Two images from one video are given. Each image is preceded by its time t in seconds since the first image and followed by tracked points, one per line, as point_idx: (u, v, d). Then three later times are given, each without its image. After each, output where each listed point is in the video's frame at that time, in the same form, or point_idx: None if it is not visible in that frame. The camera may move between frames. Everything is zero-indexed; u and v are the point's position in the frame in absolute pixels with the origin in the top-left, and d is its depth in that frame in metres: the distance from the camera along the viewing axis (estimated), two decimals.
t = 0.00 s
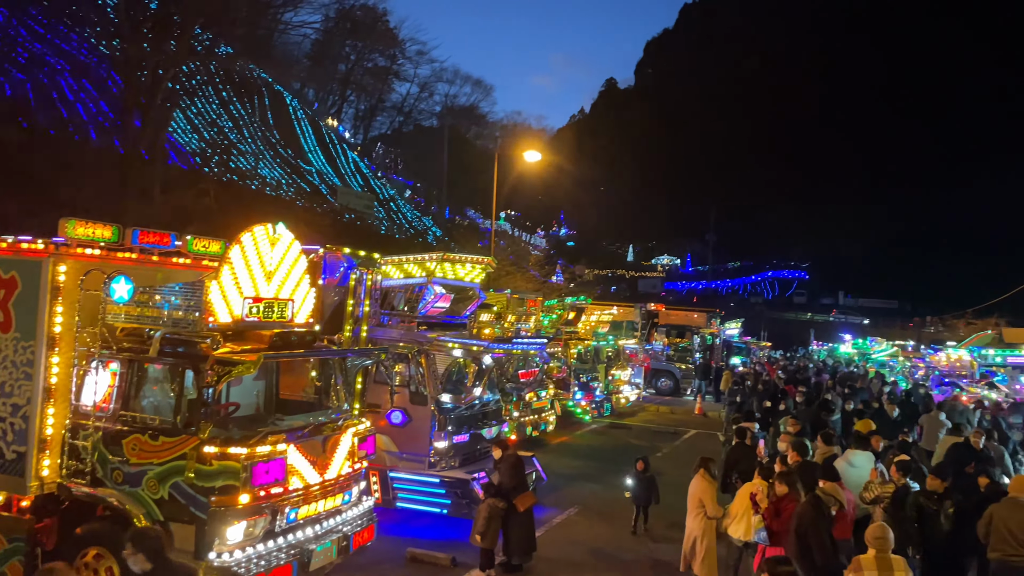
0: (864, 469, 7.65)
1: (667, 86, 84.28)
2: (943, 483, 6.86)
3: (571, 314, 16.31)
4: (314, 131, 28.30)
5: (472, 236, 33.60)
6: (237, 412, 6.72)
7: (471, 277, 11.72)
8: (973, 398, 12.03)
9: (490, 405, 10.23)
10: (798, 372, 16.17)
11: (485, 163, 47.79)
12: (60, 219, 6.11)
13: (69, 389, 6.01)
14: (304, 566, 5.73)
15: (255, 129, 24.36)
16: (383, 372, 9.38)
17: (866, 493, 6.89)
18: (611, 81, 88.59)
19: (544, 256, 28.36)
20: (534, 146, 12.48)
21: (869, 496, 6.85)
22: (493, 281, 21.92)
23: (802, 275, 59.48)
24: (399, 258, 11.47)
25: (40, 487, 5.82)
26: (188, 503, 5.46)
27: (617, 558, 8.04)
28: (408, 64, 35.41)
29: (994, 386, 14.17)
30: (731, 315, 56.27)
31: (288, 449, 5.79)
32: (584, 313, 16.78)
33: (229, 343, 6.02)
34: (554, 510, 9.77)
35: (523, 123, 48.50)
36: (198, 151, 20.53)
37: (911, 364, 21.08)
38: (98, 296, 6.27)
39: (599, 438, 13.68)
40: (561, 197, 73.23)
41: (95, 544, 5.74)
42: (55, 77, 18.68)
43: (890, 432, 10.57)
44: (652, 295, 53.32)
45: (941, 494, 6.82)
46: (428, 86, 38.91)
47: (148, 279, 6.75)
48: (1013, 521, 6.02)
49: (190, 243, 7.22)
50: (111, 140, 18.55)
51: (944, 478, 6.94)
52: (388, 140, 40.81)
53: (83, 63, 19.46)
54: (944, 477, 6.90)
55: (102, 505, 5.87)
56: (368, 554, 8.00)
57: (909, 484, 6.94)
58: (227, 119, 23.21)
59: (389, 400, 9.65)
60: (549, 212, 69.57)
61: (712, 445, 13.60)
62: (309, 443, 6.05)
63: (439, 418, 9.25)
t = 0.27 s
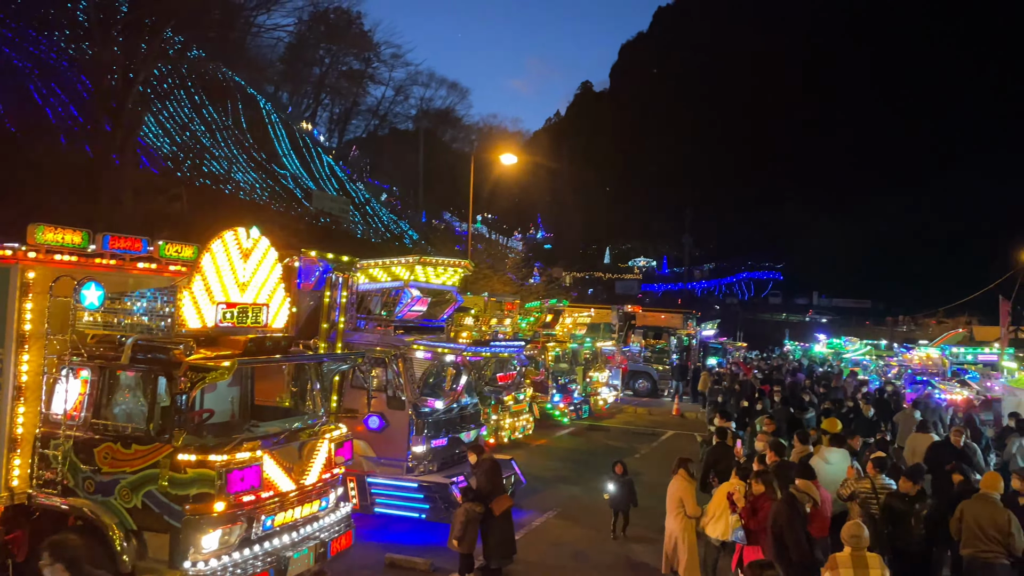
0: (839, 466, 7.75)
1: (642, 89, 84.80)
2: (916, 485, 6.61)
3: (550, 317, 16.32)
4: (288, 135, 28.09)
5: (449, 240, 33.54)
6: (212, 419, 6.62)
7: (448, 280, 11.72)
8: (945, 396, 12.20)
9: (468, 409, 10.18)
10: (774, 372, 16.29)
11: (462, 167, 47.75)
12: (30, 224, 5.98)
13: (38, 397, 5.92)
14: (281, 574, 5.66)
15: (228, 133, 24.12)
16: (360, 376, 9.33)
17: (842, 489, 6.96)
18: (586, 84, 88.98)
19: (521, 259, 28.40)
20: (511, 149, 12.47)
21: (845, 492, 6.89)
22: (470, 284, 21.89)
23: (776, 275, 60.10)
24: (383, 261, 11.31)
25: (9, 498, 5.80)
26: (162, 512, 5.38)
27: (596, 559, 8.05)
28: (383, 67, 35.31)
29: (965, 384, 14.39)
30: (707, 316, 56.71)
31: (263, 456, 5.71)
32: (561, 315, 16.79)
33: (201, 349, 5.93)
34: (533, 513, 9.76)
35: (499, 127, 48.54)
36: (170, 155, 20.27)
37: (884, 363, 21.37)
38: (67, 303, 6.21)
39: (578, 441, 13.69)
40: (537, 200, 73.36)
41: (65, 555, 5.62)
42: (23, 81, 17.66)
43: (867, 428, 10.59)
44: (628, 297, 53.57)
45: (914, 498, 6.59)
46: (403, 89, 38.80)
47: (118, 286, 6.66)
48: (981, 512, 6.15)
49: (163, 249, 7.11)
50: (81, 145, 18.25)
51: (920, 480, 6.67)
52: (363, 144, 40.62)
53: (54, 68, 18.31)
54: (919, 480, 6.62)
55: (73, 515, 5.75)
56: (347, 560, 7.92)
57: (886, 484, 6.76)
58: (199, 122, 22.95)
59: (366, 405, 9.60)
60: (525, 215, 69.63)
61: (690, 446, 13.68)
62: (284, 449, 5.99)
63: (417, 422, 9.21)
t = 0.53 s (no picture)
0: (814, 463, 7.82)
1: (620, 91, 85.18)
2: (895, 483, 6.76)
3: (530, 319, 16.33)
4: (265, 138, 27.90)
5: (428, 242, 33.46)
6: (190, 425, 6.54)
7: (428, 283, 11.68)
8: (921, 393, 12.35)
9: (449, 412, 10.15)
10: (753, 371, 16.40)
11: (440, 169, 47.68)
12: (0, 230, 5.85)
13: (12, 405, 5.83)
14: None
15: (204, 136, 23.91)
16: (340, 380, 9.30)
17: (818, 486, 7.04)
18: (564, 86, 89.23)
19: (501, 261, 28.40)
20: (490, 151, 12.49)
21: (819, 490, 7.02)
22: (450, 287, 21.86)
23: (754, 275, 60.59)
24: (359, 265, 11.21)
25: None
26: (139, 520, 5.32)
27: (579, 560, 8.06)
28: (360, 69, 35.18)
29: (940, 381, 14.58)
30: (686, 316, 57.05)
31: (242, 461, 5.67)
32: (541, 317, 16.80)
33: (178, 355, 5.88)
34: (515, 515, 9.76)
35: (477, 129, 48.56)
36: (145, 159, 20.09)
37: (861, 361, 21.61)
38: (41, 310, 5.96)
39: (559, 442, 13.70)
40: (516, 202, 73.42)
41: (42, 564, 5.55)
42: None
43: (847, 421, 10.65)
44: (608, 298, 53.74)
45: (891, 495, 6.72)
46: (381, 92, 38.71)
47: (92, 291, 6.54)
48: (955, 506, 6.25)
49: (138, 254, 7.02)
50: (54, 149, 18.07)
51: (897, 478, 6.81)
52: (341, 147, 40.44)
53: (23, 70, 18.94)
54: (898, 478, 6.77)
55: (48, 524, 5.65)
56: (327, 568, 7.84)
57: (861, 480, 6.88)
58: (175, 126, 22.75)
59: (346, 409, 9.54)
60: (504, 217, 69.68)
61: (671, 445, 13.75)
62: (264, 454, 5.94)
63: (397, 426, 9.15)
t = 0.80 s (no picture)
0: (789, 459, 7.89)
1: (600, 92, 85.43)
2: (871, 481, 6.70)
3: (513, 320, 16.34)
4: (245, 140, 27.70)
5: (410, 244, 33.37)
6: (171, 430, 6.48)
7: (411, 285, 11.64)
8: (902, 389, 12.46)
9: (433, 414, 10.13)
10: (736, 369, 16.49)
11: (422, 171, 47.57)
12: None
13: None
14: None
15: (183, 138, 23.69)
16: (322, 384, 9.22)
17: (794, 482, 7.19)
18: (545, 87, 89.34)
19: (483, 262, 28.37)
20: (472, 152, 12.48)
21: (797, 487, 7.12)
22: (433, 288, 21.82)
23: (735, 274, 60.99)
24: (343, 266, 11.15)
25: None
26: (120, 527, 5.26)
27: (563, 560, 8.08)
28: (341, 71, 35.03)
29: (918, 377, 14.74)
30: (669, 315, 57.30)
31: (224, 466, 5.62)
32: (524, 317, 16.80)
33: (159, 359, 5.84)
34: (500, 516, 9.76)
35: (458, 130, 48.51)
36: (123, 162, 19.85)
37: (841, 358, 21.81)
38: (17, 314, 6.05)
39: (543, 442, 13.71)
40: (498, 203, 73.41)
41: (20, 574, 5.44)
42: None
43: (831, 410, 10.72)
44: (591, 298, 53.87)
45: (868, 494, 6.64)
46: (361, 93, 38.56)
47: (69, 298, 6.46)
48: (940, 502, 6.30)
49: (117, 258, 7.10)
50: (30, 153, 17.83)
51: (874, 477, 6.80)
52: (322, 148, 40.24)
53: None
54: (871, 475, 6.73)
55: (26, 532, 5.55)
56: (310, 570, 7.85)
57: (839, 476, 6.95)
58: (153, 128, 22.51)
59: (330, 412, 9.49)
60: (487, 219, 69.67)
61: (655, 444, 13.80)
62: (247, 458, 5.90)
63: (380, 428, 9.15)
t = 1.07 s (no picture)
0: (768, 454, 8.14)
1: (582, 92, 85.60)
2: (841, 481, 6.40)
3: (497, 320, 16.32)
4: (225, 141, 27.48)
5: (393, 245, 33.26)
6: (152, 435, 6.43)
7: (396, 287, 11.58)
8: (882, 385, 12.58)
9: (417, 415, 10.10)
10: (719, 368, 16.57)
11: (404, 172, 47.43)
12: None
13: None
14: None
15: (162, 140, 23.47)
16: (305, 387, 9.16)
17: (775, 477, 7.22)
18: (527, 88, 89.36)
19: (467, 263, 28.31)
20: (454, 153, 12.44)
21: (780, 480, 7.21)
22: (417, 289, 21.75)
23: (717, 273, 61.33)
24: (324, 268, 11.06)
25: None
26: (101, 533, 5.19)
27: (549, 560, 8.09)
28: (321, 72, 34.83)
29: (898, 374, 14.86)
30: (652, 314, 57.51)
31: (207, 471, 5.58)
32: (508, 318, 16.78)
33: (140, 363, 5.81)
34: (486, 517, 9.76)
35: (441, 130, 48.41)
36: (101, 164, 19.63)
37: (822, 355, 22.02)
38: None
39: (528, 443, 13.70)
40: (481, 203, 73.35)
41: None
42: None
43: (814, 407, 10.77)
44: (574, 298, 53.98)
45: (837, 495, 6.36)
46: (342, 94, 38.39)
47: (48, 301, 6.37)
48: (926, 493, 6.39)
49: (95, 261, 6.88)
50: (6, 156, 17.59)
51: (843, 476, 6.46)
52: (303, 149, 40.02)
53: None
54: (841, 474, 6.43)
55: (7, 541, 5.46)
56: None
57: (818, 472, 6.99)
58: (131, 130, 22.27)
59: (313, 415, 9.43)
60: (470, 219, 69.64)
61: (639, 443, 13.85)
62: (229, 463, 5.86)
63: (365, 431, 9.10)
